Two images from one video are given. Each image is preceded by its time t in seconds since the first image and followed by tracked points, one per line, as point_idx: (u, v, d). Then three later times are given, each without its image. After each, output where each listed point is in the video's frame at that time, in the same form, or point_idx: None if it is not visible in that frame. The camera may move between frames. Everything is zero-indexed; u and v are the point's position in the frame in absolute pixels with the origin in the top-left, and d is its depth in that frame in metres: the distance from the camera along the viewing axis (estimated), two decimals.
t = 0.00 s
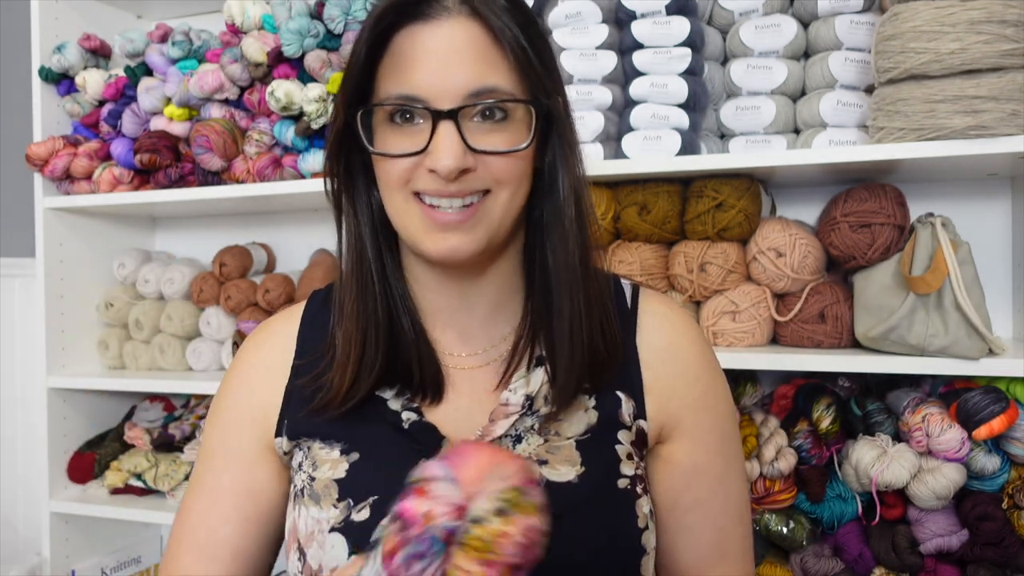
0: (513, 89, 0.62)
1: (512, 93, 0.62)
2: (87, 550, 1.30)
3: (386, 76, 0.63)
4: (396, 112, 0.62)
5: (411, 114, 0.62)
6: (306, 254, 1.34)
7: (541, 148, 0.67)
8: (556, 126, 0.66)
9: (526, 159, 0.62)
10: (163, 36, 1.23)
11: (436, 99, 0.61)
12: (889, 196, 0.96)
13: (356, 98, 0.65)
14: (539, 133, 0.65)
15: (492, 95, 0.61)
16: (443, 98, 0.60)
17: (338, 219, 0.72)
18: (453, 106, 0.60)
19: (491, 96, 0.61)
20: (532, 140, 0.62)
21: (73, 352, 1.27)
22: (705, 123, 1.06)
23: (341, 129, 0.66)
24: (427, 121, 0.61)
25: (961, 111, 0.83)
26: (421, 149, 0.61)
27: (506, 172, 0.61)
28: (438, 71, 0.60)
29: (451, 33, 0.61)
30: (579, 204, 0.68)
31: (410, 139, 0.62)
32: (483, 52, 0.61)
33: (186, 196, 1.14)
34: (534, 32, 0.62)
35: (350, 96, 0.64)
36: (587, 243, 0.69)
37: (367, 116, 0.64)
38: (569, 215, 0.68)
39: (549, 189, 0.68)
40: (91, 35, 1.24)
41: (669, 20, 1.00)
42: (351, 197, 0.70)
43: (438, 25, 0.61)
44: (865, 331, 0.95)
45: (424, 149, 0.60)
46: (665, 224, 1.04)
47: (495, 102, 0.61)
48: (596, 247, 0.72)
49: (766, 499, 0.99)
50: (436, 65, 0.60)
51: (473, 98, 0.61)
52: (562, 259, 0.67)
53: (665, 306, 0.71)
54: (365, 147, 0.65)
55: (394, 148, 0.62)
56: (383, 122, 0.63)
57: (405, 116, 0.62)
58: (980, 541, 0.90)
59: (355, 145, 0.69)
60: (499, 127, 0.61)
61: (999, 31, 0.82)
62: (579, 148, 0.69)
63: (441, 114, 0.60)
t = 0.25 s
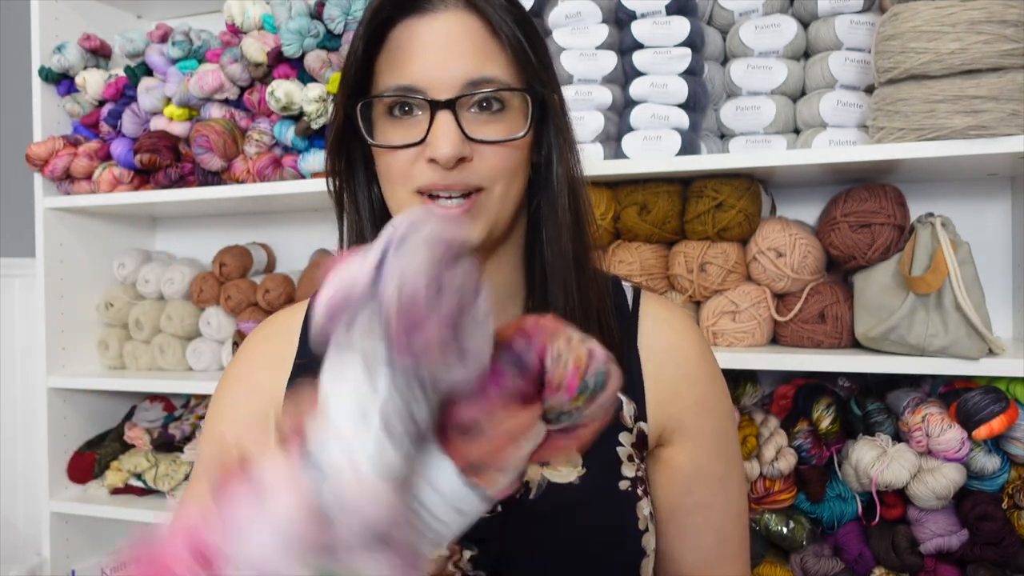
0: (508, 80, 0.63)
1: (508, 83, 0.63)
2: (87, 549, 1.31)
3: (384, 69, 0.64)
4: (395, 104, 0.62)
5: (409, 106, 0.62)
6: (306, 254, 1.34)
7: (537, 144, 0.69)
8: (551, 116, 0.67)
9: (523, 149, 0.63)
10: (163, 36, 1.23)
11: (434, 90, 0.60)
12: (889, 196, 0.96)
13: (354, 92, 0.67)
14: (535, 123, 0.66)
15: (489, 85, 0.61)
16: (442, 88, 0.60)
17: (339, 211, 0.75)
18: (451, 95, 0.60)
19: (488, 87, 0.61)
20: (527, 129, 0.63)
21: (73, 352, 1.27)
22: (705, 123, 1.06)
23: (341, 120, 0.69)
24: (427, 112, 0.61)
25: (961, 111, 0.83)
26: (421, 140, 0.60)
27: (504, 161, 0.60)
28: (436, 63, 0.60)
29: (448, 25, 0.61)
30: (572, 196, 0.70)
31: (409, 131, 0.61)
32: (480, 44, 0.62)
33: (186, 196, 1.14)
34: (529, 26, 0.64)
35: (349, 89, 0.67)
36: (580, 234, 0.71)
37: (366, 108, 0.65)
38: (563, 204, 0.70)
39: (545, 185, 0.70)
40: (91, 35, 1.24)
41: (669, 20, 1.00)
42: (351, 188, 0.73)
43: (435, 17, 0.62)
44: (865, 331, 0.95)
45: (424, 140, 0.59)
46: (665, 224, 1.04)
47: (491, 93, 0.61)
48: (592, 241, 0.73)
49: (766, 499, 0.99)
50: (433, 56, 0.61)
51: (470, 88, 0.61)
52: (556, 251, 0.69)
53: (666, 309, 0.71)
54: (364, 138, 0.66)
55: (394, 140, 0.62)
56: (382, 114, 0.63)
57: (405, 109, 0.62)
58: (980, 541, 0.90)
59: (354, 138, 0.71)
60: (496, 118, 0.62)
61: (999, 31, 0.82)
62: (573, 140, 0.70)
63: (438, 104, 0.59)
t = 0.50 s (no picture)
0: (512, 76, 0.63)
1: (510, 77, 0.62)
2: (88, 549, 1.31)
3: (388, 66, 0.65)
4: (397, 101, 0.63)
5: (412, 102, 0.62)
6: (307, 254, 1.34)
7: (540, 139, 0.68)
8: (554, 111, 0.67)
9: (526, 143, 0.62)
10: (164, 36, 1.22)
11: (438, 85, 0.61)
12: (889, 197, 0.96)
13: (357, 88, 0.69)
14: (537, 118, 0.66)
15: (491, 79, 0.61)
16: (445, 84, 0.61)
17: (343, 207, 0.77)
18: (453, 90, 0.60)
19: (490, 80, 0.61)
20: (532, 122, 0.62)
21: (74, 352, 1.27)
22: (705, 123, 1.06)
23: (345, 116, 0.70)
24: (430, 107, 0.61)
25: (960, 112, 0.83)
26: (425, 135, 0.60)
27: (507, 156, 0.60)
28: (439, 58, 0.61)
29: (449, 21, 0.62)
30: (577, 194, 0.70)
31: (412, 127, 0.62)
32: (481, 39, 0.62)
33: (186, 196, 1.14)
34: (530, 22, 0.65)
35: (352, 86, 0.69)
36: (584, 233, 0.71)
37: (369, 104, 0.65)
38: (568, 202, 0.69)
39: (548, 181, 0.68)
40: (92, 36, 1.24)
41: (669, 20, 1.00)
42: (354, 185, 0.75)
43: (435, 13, 0.63)
44: (865, 331, 0.95)
45: (427, 134, 0.60)
46: (665, 224, 1.05)
47: (496, 87, 0.60)
48: (597, 241, 0.73)
49: (766, 499, 0.99)
50: (436, 51, 0.61)
51: (473, 83, 0.60)
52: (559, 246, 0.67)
53: (669, 309, 0.71)
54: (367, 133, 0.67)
55: (398, 136, 0.63)
56: (385, 110, 0.63)
57: (407, 105, 0.62)
58: (979, 541, 0.91)
59: (357, 135, 0.73)
60: (498, 113, 0.61)
61: (998, 31, 0.82)
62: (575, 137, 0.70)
63: (440, 99, 0.60)
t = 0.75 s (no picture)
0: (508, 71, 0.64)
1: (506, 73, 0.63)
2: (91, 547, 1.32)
3: (386, 63, 0.66)
4: (395, 98, 0.64)
5: (409, 100, 0.63)
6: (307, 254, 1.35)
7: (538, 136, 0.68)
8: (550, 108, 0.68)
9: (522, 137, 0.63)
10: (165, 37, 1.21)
11: (435, 80, 0.62)
12: (886, 198, 0.97)
13: (354, 84, 0.68)
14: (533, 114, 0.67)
15: (488, 75, 0.62)
16: (443, 79, 0.62)
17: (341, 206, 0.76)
18: (450, 86, 0.61)
19: (486, 76, 0.62)
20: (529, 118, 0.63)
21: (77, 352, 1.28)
22: (704, 124, 1.06)
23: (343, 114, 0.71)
24: (426, 103, 0.62)
25: (958, 112, 0.84)
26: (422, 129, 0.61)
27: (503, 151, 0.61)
28: (437, 54, 0.62)
29: (446, 19, 0.63)
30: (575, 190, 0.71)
31: (410, 124, 0.63)
32: (477, 37, 0.63)
33: (188, 196, 1.15)
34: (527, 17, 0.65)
35: (349, 82, 0.68)
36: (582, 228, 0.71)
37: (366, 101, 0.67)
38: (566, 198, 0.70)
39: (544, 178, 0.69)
40: (93, 37, 1.24)
41: (668, 22, 1.01)
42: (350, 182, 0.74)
43: (433, 12, 0.64)
44: (863, 331, 0.95)
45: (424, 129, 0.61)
46: (665, 225, 1.05)
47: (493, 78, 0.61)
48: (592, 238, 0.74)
49: (764, 498, 0.99)
50: (433, 47, 0.62)
51: (469, 79, 0.62)
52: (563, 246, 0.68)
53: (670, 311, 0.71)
54: (364, 130, 0.68)
55: (398, 132, 0.64)
56: (383, 107, 0.65)
57: (405, 102, 0.64)
58: (978, 540, 0.91)
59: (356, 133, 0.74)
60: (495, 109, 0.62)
61: (997, 32, 0.82)
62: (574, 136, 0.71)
63: (437, 94, 0.60)
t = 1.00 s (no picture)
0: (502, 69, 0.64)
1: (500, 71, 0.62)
2: (91, 547, 1.32)
3: (378, 60, 0.65)
4: (386, 96, 0.63)
5: (401, 97, 0.62)
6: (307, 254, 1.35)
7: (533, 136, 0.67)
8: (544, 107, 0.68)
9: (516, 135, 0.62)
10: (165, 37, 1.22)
11: (427, 78, 0.61)
12: (888, 198, 0.97)
13: (346, 80, 0.70)
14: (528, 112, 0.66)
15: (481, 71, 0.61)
16: (433, 76, 0.61)
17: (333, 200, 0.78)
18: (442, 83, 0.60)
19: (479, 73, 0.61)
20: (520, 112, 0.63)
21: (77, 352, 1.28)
22: (704, 124, 1.07)
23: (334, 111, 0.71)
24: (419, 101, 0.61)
25: (958, 112, 0.84)
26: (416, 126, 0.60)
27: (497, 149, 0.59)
28: (429, 51, 0.61)
29: (438, 16, 0.63)
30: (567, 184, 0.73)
31: (402, 122, 0.62)
32: (470, 34, 0.62)
33: (187, 196, 1.15)
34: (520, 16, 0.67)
35: (341, 79, 0.70)
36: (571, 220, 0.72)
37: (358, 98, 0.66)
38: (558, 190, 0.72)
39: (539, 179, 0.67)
40: (93, 37, 1.24)
41: (668, 21, 1.01)
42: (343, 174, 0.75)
43: (425, 9, 0.63)
44: (864, 330, 0.95)
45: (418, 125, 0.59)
46: (665, 225, 1.05)
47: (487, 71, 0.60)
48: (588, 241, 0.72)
49: (765, 498, 0.98)
50: (425, 44, 0.61)
51: (461, 76, 0.60)
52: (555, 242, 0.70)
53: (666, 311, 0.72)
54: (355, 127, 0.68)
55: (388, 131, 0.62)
56: (375, 104, 0.64)
57: (397, 99, 0.63)
58: (978, 540, 0.91)
59: (347, 132, 0.73)
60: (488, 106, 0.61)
61: (997, 32, 0.82)
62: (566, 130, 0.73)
63: (429, 91, 0.59)
